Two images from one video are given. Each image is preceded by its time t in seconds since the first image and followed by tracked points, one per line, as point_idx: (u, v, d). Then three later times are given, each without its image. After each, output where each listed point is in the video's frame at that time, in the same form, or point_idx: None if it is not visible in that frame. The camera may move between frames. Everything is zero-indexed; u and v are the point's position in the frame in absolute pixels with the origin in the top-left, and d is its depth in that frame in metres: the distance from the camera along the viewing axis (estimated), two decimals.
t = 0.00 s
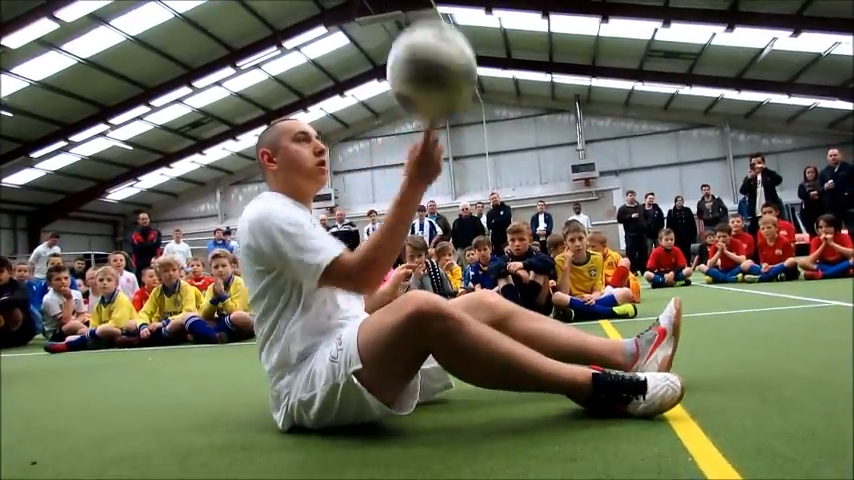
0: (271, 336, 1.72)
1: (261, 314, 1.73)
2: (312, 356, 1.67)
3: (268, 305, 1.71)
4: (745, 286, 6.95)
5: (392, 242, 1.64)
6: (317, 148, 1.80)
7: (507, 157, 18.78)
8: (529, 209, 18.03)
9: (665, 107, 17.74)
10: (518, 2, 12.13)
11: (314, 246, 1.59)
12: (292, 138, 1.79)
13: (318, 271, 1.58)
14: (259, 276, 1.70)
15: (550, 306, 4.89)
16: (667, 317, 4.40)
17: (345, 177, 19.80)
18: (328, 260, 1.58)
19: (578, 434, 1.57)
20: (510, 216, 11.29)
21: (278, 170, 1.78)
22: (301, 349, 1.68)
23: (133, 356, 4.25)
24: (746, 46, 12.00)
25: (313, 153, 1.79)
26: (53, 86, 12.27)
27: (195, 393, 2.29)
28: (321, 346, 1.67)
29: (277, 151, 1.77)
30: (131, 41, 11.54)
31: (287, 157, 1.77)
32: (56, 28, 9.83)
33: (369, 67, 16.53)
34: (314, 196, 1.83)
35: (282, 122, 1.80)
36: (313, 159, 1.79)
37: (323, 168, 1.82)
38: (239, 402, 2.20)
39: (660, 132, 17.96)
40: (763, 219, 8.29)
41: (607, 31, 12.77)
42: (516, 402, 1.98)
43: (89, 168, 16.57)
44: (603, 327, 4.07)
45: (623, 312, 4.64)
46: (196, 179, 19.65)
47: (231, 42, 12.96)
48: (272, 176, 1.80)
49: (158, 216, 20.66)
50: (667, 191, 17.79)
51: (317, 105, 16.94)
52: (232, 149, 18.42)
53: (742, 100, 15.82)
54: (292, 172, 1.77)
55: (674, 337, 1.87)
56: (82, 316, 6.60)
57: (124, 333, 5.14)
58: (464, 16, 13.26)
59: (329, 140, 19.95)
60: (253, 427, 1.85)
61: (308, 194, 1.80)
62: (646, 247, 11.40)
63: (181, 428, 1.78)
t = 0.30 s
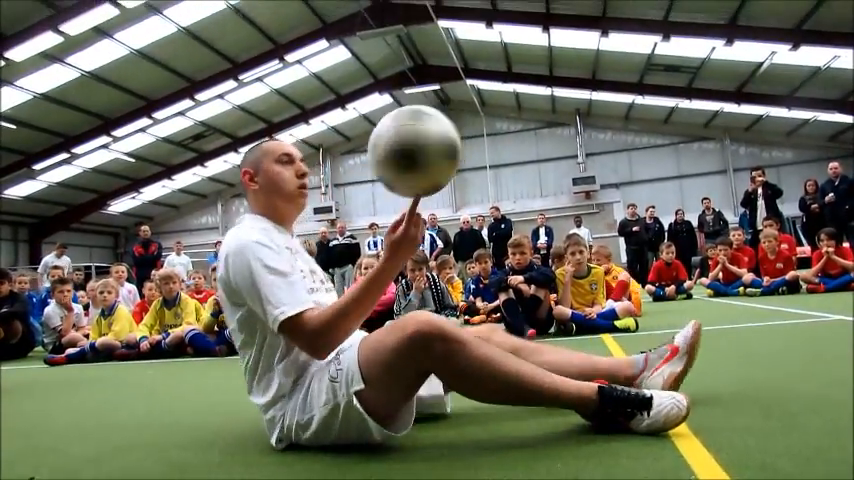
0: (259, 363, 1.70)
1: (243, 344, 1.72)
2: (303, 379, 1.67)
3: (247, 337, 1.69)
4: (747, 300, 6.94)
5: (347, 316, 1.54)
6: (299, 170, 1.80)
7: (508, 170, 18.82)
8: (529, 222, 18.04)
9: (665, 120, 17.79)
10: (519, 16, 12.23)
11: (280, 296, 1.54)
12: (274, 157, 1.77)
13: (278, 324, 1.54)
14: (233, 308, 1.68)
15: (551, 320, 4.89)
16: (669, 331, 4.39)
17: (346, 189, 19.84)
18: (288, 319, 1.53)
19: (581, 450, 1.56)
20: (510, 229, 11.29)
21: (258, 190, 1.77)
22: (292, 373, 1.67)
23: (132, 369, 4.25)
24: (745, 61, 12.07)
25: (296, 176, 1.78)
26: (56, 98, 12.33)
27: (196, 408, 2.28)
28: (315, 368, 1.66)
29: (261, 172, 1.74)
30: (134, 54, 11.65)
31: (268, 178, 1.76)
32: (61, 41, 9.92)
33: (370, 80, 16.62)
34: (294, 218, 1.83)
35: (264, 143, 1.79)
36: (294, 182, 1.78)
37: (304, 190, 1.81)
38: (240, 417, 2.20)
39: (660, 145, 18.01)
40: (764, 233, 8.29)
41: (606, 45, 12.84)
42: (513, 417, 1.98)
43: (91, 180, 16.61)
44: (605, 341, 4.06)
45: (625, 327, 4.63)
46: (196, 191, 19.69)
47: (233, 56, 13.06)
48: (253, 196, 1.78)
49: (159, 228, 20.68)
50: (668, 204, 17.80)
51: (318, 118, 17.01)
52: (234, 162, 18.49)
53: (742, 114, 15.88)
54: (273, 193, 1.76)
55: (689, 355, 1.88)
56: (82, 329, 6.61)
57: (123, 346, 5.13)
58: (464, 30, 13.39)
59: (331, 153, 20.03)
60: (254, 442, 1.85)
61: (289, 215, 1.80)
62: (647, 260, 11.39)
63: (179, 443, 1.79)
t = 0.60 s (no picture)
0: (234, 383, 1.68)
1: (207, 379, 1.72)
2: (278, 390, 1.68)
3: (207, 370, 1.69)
4: (748, 311, 6.92)
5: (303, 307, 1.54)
6: (216, 222, 1.71)
7: (509, 181, 18.85)
8: (530, 232, 18.07)
9: (665, 132, 17.84)
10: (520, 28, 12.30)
11: (220, 314, 1.55)
12: (188, 214, 1.68)
13: (228, 341, 1.55)
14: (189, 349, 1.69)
15: (552, 331, 4.87)
16: (669, 342, 4.36)
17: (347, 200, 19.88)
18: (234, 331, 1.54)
19: (578, 460, 1.55)
20: (511, 240, 11.29)
21: (179, 249, 1.68)
22: (261, 385, 1.68)
23: (131, 380, 4.22)
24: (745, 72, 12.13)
25: (212, 227, 1.70)
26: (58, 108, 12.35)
27: (192, 419, 2.26)
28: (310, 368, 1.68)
29: (176, 228, 1.65)
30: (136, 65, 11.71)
31: (186, 236, 1.67)
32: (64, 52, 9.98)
33: (371, 91, 16.70)
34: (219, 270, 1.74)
35: (179, 201, 1.71)
36: (212, 235, 1.70)
37: (224, 243, 1.73)
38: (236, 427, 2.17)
39: (660, 156, 18.05)
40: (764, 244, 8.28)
41: (607, 57, 12.90)
42: (513, 427, 1.94)
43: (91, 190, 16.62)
44: (604, 352, 4.04)
45: (625, 338, 4.58)
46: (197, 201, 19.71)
47: (235, 66, 13.12)
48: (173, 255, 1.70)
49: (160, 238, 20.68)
50: (668, 215, 17.81)
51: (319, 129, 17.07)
52: (235, 172, 18.53)
53: (742, 125, 15.93)
54: (194, 250, 1.67)
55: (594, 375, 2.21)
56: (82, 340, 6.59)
57: (123, 356, 5.11)
58: (465, 41, 13.47)
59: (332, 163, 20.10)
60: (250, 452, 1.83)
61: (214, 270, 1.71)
62: (648, 271, 11.38)
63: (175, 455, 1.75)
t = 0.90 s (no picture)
0: (216, 401, 1.59)
1: (177, 425, 1.62)
2: (248, 393, 1.58)
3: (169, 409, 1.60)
4: (751, 317, 6.91)
5: (241, 300, 1.44)
6: (165, 291, 1.63)
7: (510, 186, 18.84)
8: (532, 238, 18.07)
9: (667, 137, 17.83)
10: (522, 33, 12.34)
11: (167, 332, 1.49)
12: (136, 289, 1.61)
13: (180, 355, 1.48)
14: (148, 403, 1.60)
15: (555, 337, 4.87)
16: (672, 348, 4.35)
17: (348, 206, 19.91)
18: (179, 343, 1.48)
19: (580, 462, 1.55)
20: (513, 245, 11.28)
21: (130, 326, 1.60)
22: (228, 392, 1.59)
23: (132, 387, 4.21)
24: (746, 78, 12.11)
25: (162, 297, 1.61)
26: (61, 116, 12.38)
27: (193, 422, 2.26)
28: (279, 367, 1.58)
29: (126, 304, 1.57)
30: (138, 72, 11.72)
31: (134, 312, 1.59)
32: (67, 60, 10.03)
33: (372, 97, 16.75)
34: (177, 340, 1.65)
35: (129, 277, 1.64)
36: (163, 306, 1.61)
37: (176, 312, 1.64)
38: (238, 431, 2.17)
39: (662, 162, 18.04)
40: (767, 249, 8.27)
41: (609, 62, 12.91)
42: (515, 438, 1.87)
43: (94, 198, 16.65)
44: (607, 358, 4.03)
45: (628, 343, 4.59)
46: (199, 208, 19.72)
47: (236, 74, 13.16)
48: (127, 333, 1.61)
49: (162, 245, 20.69)
50: (671, 220, 17.78)
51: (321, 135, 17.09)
52: (237, 179, 18.57)
53: (743, 130, 15.93)
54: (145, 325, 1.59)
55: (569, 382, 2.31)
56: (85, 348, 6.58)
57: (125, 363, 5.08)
58: (466, 47, 13.52)
59: (333, 170, 20.16)
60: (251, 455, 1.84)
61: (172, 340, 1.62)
62: (650, 276, 11.35)
63: (160, 465, 1.69)
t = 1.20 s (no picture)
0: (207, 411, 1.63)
1: (177, 440, 1.63)
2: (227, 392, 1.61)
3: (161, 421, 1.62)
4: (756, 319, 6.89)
5: (205, 280, 1.46)
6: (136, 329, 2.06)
7: (514, 190, 18.83)
8: (535, 241, 18.04)
9: (670, 139, 17.80)
10: (523, 37, 12.35)
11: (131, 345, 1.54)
12: (116, 332, 2.02)
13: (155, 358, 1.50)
14: (148, 425, 1.62)
15: (561, 340, 4.88)
16: (678, 350, 4.33)
17: (351, 211, 19.95)
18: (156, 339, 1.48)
19: (585, 463, 1.55)
20: (516, 248, 11.27)
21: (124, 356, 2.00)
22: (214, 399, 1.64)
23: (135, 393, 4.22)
24: (749, 79, 12.07)
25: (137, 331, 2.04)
26: (65, 125, 12.44)
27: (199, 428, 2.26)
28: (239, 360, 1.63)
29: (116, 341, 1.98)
30: (141, 80, 11.78)
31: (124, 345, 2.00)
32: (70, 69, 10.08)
33: (374, 102, 16.79)
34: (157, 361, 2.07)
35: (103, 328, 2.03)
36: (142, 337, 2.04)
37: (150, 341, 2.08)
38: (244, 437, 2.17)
39: (665, 164, 18.01)
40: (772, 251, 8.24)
41: (610, 65, 12.89)
42: (519, 439, 1.87)
43: (99, 206, 16.72)
44: (613, 361, 4.02)
45: (634, 346, 4.58)
46: (203, 214, 19.77)
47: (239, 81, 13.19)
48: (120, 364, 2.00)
49: (167, 251, 20.74)
50: (675, 222, 17.74)
51: (323, 141, 17.12)
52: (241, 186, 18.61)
53: (746, 132, 15.90)
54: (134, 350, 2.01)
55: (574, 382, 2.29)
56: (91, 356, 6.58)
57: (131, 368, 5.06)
58: (468, 51, 13.55)
59: (336, 175, 20.20)
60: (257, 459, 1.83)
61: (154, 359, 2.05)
62: (655, 279, 11.31)
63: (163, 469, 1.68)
